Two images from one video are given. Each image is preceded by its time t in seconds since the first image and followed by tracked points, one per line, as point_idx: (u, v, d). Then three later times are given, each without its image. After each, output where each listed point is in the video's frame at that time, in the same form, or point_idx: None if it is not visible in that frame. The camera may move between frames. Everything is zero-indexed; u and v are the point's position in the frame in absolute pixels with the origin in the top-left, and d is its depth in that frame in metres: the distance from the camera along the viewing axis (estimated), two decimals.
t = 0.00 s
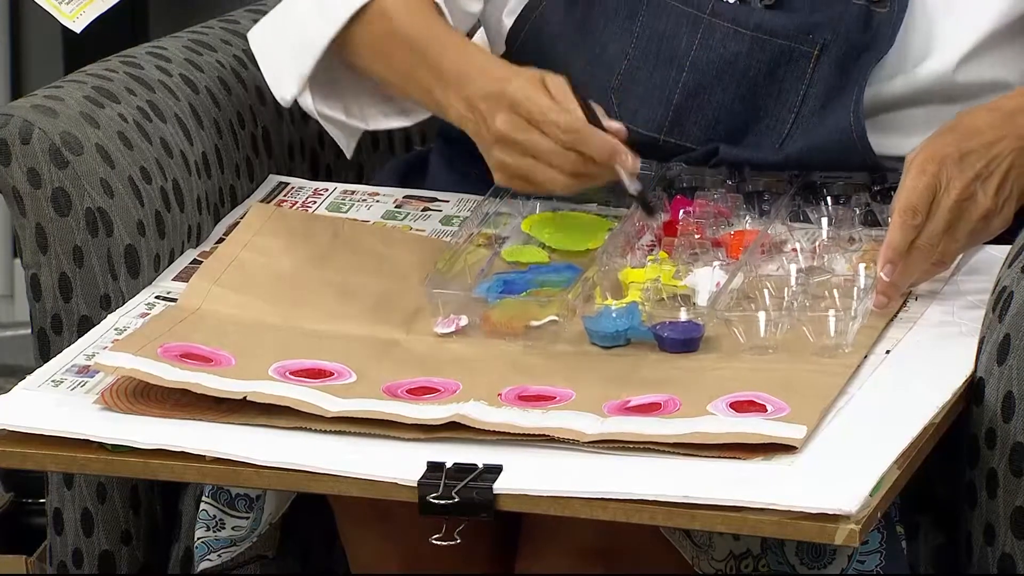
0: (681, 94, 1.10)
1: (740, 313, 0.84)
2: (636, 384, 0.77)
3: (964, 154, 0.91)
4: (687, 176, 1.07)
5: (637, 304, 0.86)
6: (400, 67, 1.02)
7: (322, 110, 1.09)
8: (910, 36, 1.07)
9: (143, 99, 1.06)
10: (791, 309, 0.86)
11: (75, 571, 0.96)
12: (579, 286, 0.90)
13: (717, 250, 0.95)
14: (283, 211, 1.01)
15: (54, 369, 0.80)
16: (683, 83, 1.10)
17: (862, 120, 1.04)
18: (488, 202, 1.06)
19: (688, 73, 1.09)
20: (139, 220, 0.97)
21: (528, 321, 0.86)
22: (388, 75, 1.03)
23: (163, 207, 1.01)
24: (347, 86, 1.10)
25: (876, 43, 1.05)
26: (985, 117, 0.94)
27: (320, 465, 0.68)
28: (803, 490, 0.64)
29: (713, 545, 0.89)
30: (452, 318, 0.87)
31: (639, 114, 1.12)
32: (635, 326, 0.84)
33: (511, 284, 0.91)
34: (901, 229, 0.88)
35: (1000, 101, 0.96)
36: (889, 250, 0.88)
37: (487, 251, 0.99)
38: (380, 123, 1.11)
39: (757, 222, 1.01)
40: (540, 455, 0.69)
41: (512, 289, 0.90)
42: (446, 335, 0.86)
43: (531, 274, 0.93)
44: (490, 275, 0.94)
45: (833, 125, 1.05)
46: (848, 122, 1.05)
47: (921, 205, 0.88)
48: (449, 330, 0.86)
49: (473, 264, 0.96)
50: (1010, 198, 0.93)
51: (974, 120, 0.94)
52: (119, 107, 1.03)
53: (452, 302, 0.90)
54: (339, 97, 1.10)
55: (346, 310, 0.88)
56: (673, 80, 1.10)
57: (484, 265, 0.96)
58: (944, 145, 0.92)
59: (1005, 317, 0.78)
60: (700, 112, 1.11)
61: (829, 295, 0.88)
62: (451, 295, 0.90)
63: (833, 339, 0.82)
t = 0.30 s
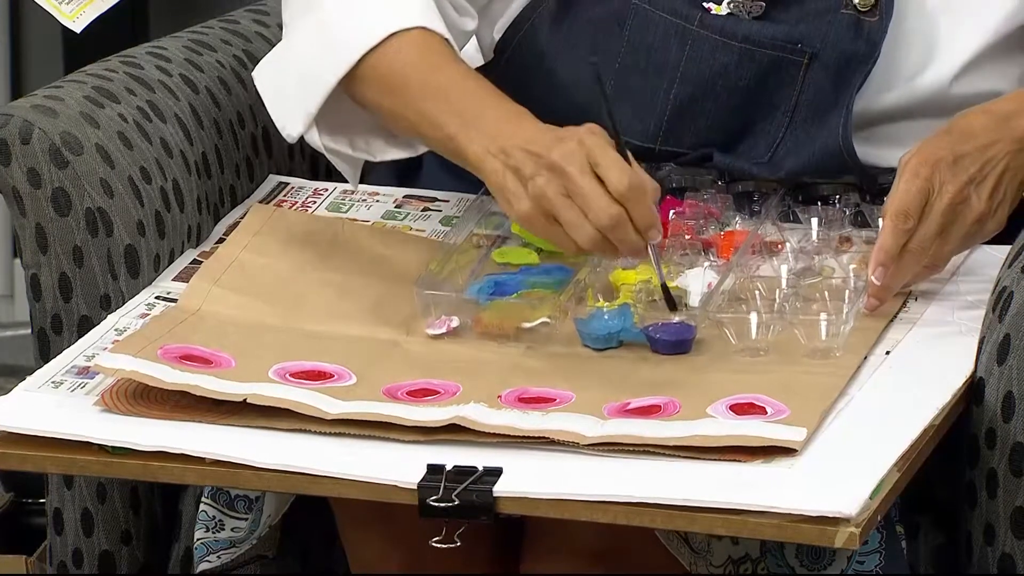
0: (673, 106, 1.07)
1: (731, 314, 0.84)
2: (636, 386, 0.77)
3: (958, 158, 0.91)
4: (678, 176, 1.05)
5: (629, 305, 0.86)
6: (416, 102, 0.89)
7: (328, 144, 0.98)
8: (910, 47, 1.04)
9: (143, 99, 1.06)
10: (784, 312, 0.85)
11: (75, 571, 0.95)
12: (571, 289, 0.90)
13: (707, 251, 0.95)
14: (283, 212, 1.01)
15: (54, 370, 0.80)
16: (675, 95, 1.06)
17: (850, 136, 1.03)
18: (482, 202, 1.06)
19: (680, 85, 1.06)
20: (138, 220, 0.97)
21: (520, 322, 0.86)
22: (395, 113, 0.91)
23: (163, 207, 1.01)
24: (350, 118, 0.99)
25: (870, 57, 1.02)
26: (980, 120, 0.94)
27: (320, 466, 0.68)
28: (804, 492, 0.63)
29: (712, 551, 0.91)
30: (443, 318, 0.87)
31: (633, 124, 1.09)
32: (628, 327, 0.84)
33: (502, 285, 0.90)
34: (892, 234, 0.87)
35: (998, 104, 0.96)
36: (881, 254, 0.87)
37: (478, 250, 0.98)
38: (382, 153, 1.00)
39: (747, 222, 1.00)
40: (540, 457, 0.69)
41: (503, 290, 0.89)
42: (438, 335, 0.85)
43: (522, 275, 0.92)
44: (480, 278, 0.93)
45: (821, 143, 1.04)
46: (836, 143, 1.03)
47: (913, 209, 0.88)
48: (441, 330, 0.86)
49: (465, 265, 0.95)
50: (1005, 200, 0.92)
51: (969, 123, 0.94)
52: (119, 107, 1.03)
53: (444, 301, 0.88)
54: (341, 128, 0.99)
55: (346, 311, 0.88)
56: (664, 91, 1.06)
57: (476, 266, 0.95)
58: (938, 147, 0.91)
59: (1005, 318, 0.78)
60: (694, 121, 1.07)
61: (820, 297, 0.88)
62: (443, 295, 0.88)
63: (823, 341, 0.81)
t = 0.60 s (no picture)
0: (670, 109, 1.05)
1: (726, 316, 0.84)
2: (636, 388, 0.77)
3: (954, 161, 0.91)
4: (676, 177, 1.05)
5: (626, 309, 0.85)
6: (416, 113, 0.89)
7: (321, 155, 0.99)
8: (909, 50, 1.04)
9: (142, 99, 1.06)
10: (779, 313, 0.85)
11: (75, 571, 0.95)
12: (567, 290, 0.89)
13: (705, 253, 0.94)
14: (282, 213, 1.01)
15: (54, 370, 0.80)
16: (671, 99, 1.04)
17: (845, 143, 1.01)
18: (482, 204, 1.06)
19: (676, 91, 1.04)
20: (139, 220, 0.97)
21: (518, 322, 0.86)
22: (393, 123, 0.91)
23: (163, 207, 1.01)
24: (347, 130, 1.00)
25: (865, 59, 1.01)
26: (977, 124, 0.94)
27: (320, 468, 0.68)
28: (804, 493, 0.63)
29: (710, 554, 0.89)
30: (439, 318, 0.87)
31: (630, 130, 1.07)
32: (624, 330, 0.83)
33: (499, 285, 0.90)
34: (888, 237, 0.87)
35: (996, 107, 0.96)
36: (875, 257, 0.87)
37: (476, 251, 0.98)
38: (377, 164, 1.02)
39: (744, 223, 1.01)
40: (540, 459, 0.69)
41: (500, 291, 0.89)
42: (433, 335, 0.86)
43: (518, 275, 0.92)
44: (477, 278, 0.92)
45: (816, 153, 1.03)
46: (832, 154, 1.02)
47: (909, 213, 0.88)
48: (437, 331, 0.86)
49: (462, 265, 0.95)
50: (1003, 203, 0.92)
51: (966, 126, 0.94)
52: (119, 107, 1.03)
53: (440, 301, 0.87)
54: (336, 140, 1.00)
55: (345, 312, 0.88)
56: (659, 96, 1.05)
57: (472, 266, 0.95)
58: (934, 152, 0.91)
59: (1005, 318, 0.78)
60: (690, 124, 1.06)
61: (816, 300, 0.88)
62: (439, 295, 0.88)
63: (818, 343, 0.81)
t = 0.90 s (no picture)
0: (670, 109, 1.05)
1: (725, 315, 0.83)
2: (636, 388, 0.77)
3: (953, 161, 0.90)
4: (676, 177, 1.05)
5: (626, 309, 0.85)
6: (418, 115, 0.89)
7: (327, 161, 0.98)
8: (909, 50, 1.04)
9: (142, 99, 1.06)
10: (779, 314, 0.85)
11: (75, 571, 0.95)
12: (567, 291, 0.89)
13: (705, 253, 0.94)
14: (282, 212, 1.01)
15: (54, 370, 0.80)
16: (671, 99, 1.04)
17: (844, 142, 1.01)
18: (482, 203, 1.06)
19: (676, 91, 1.04)
20: (138, 220, 0.97)
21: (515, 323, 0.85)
22: (395, 126, 0.91)
23: (162, 207, 1.01)
24: (350, 134, 0.99)
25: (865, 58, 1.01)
26: (975, 124, 0.94)
27: (320, 469, 0.68)
28: (804, 493, 0.63)
29: (710, 554, 0.88)
30: (436, 314, 0.87)
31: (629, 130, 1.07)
32: (625, 330, 0.83)
33: (497, 285, 0.89)
34: (887, 236, 0.87)
35: (996, 107, 0.96)
36: (874, 256, 0.87)
37: (475, 250, 0.98)
38: (383, 168, 1.01)
39: (744, 223, 1.01)
40: (540, 459, 0.69)
41: (499, 290, 0.89)
42: (431, 332, 0.86)
43: (516, 274, 0.92)
44: (475, 275, 0.92)
45: (814, 154, 1.03)
46: (832, 154, 1.02)
47: (909, 212, 0.87)
48: (435, 326, 0.86)
49: (461, 263, 0.95)
50: (1001, 204, 0.92)
51: (965, 126, 0.94)
52: (119, 107, 1.02)
53: (440, 299, 0.87)
54: (341, 144, 0.99)
55: (345, 312, 0.88)
56: (659, 96, 1.05)
57: (471, 265, 0.95)
58: (934, 151, 0.91)
59: (1005, 318, 0.78)
60: (690, 124, 1.06)
61: (816, 300, 0.88)
62: (439, 291, 0.88)
63: (818, 343, 0.81)
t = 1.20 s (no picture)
0: (672, 108, 1.05)
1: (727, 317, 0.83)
2: (636, 388, 0.77)
3: (953, 160, 0.90)
4: (676, 177, 1.05)
5: (626, 310, 0.85)
6: (421, 113, 0.89)
7: (331, 160, 0.98)
8: (910, 49, 1.04)
9: (143, 99, 1.06)
10: (779, 313, 0.85)
11: (75, 571, 0.95)
12: (568, 290, 0.89)
13: (705, 253, 0.94)
14: (282, 212, 1.01)
15: (55, 370, 0.80)
16: (673, 97, 1.04)
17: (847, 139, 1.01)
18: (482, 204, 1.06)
19: (678, 89, 1.04)
20: (138, 220, 0.97)
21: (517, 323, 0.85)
22: (399, 125, 0.90)
23: (163, 207, 1.01)
24: (354, 133, 0.99)
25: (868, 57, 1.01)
26: (976, 123, 0.94)
27: (320, 468, 0.68)
28: (804, 493, 0.63)
29: (710, 554, 0.88)
30: (436, 314, 0.87)
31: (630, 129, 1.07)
32: (625, 331, 0.83)
33: (498, 285, 0.89)
34: (888, 235, 0.87)
35: (996, 106, 0.96)
36: (875, 255, 0.87)
37: (474, 250, 0.98)
38: (385, 166, 1.02)
39: (744, 223, 1.00)
40: (540, 459, 0.69)
41: (498, 290, 0.89)
42: (432, 332, 0.86)
43: (517, 274, 0.92)
44: (475, 275, 0.92)
45: (815, 153, 1.03)
46: (833, 152, 1.02)
47: (909, 211, 0.87)
48: (435, 326, 0.86)
49: (460, 263, 0.95)
50: (1001, 203, 0.92)
51: (965, 125, 0.94)
52: (120, 107, 1.02)
53: (440, 299, 0.87)
54: (344, 144, 0.99)
55: (345, 312, 0.88)
56: (660, 95, 1.05)
57: (471, 265, 0.95)
58: (935, 150, 0.91)
59: (1005, 318, 0.78)
60: (691, 124, 1.06)
61: (816, 300, 0.88)
62: (439, 291, 0.87)
63: (818, 343, 0.81)
